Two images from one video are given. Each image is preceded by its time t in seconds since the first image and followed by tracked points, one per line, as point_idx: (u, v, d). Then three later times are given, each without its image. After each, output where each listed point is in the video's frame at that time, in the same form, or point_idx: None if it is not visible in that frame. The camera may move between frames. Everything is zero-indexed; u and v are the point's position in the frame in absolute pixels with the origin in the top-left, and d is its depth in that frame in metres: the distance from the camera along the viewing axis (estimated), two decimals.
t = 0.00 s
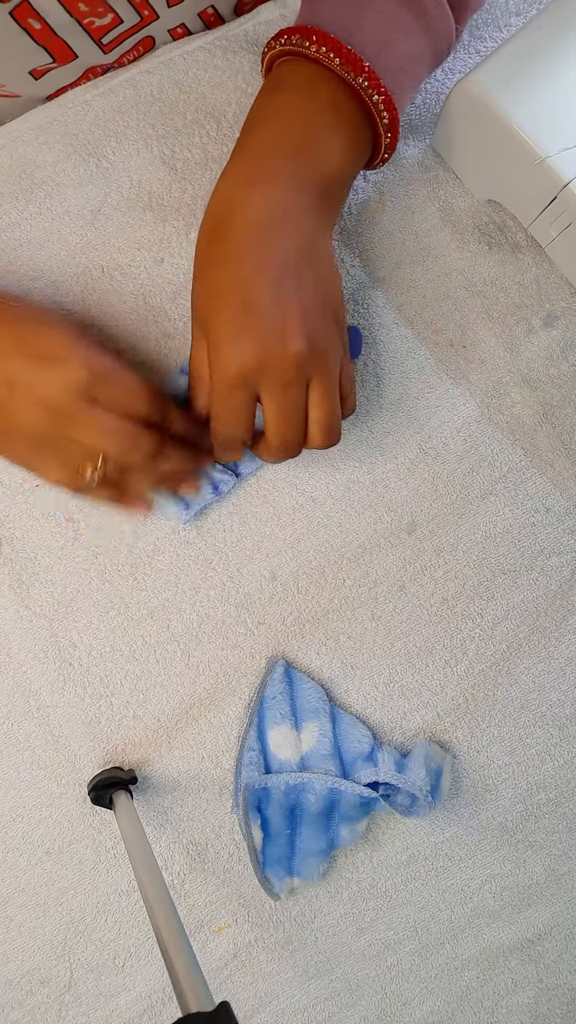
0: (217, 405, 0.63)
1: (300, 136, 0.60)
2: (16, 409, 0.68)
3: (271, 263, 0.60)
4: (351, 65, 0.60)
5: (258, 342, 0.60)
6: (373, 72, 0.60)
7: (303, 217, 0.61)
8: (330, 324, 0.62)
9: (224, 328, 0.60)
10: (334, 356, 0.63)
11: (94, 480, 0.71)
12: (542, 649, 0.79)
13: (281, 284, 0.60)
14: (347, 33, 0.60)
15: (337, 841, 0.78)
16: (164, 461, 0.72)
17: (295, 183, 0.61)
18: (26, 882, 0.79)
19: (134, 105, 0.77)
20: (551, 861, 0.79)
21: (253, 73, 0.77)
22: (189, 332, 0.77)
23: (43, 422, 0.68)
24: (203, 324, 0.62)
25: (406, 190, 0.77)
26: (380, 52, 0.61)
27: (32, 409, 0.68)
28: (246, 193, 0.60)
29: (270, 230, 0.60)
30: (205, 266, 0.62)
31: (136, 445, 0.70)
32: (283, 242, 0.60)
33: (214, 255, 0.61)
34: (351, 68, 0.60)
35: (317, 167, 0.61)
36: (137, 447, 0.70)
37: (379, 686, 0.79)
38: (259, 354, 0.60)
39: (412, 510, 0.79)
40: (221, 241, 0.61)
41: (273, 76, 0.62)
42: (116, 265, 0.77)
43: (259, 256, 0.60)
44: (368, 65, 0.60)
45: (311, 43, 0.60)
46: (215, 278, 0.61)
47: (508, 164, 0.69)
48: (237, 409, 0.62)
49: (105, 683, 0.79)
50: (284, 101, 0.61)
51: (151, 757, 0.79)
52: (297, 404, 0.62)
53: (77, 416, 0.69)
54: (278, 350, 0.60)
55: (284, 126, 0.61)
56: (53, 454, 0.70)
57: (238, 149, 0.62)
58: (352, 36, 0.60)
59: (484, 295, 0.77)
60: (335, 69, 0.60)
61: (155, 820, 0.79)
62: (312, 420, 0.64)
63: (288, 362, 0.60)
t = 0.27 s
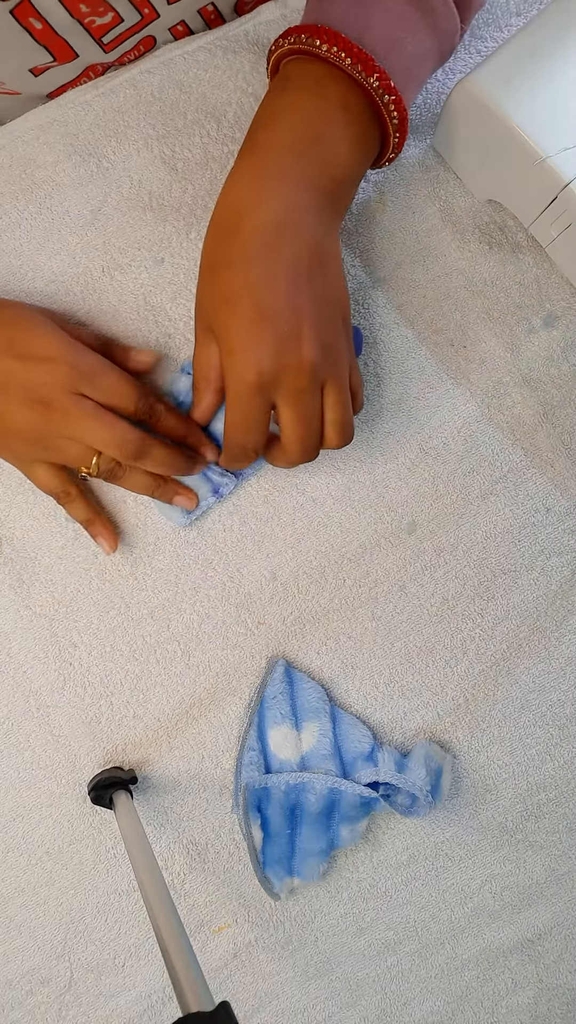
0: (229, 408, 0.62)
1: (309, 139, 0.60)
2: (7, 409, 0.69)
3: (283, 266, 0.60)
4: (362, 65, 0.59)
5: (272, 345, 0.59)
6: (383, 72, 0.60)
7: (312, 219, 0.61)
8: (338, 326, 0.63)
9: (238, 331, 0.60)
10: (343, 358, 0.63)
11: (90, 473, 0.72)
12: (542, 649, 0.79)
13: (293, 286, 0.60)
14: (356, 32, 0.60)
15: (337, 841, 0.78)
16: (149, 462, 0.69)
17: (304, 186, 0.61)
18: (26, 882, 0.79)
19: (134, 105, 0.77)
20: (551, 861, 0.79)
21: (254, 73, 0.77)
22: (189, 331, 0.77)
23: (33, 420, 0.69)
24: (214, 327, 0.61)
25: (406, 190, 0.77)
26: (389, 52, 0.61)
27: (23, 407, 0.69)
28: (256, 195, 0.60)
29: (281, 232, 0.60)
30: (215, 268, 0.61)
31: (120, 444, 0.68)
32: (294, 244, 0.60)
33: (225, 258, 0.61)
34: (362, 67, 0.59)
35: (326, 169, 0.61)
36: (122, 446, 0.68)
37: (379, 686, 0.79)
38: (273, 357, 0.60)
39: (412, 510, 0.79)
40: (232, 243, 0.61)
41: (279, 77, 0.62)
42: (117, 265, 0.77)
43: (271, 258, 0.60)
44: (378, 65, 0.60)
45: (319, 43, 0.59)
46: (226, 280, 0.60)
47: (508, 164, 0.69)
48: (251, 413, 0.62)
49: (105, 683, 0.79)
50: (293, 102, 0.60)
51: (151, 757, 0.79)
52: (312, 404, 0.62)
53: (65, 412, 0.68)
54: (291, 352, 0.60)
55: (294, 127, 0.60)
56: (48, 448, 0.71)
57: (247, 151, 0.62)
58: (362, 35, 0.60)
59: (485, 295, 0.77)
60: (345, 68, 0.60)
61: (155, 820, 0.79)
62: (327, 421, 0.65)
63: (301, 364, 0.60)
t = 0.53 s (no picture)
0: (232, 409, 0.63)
1: (310, 137, 0.60)
2: (4, 410, 0.69)
3: (283, 265, 0.60)
4: (360, 63, 0.58)
5: (274, 345, 0.60)
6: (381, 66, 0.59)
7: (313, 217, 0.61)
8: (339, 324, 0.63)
9: (240, 331, 0.60)
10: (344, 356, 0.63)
11: (88, 472, 0.72)
12: (542, 649, 0.79)
13: (294, 285, 0.60)
14: (354, 31, 0.58)
15: (337, 841, 0.78)
16: (145, 463, 0.70)
17: (304, 184, 0.61)
18: (26, 882, 0.79)
19: (134, 105, 0.77)
20: (551, 861, 0.79)
21: (253, 73, 0.77)
22: (188, 331, 0.77)
23: (30, 421, 0.69)
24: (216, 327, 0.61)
25: (406, 190, 0.77)
26: (388, 50, 0.59)
27: (19, 409, 0.69)
28: (256, 194, 0.60)
29: (281, 231, 0.60)
30: (216, 269, 0.61)
31: (116, 445, 0.68)
32: (295, 244, 0.60)
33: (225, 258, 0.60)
34: (360, 65, 0.58)
35: (326, 167, 0.61)
36: (118, 447, 0.68)
37: (379, 686, 0.79)
38: (276, 356, 0.60)
39: (412, 510, 0.79)
40: (233, 243, 0.60)
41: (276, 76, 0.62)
42: (116, 265, 0.77)
43: (272, 257, 0.60)
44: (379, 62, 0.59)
45: (318, 39, 0.58)
46: (227, 280, 0.60)
47: (508, 164, 0.69)
48: (253, 413, 0.62)
49: (105, 683, 0.79)
50: (292, 100, 0.60)
51: (151, 757, 0.79)
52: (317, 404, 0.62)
53: (60, 412, 0.69)
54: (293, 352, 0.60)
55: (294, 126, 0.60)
56: (47, 447, 0.71)
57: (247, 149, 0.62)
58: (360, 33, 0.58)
59: (484, 295, 0.77)
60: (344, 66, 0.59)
61: (155, 820, 0.79)
62: (329, 420, 0.65)
63: (303, 363, 0.60)
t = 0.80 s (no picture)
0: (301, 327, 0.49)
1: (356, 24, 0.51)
2: (5, 410, 0.69)
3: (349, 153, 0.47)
4: None
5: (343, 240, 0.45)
6: None
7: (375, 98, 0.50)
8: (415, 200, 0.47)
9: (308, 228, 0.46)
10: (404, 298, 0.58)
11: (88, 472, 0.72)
12: (542, 649, 0.79)
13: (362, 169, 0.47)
14: None
15: (337, 841, 0.78)
16: (146, 462, 0.70)
17: (365, 62, 0.50)
18: (26, 882, 0.79)
19: (133, 105, 0.77)
20: (551, 861, 0.79)
21: (253, 73, 0.77)
22: (189, 332, 0.77)
23: (31, 420, 0.69)
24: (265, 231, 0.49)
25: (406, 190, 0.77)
26: None
27: (20, 409, 0.69)
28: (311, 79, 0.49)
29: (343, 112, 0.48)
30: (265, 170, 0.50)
31: (118, 445, 0.69)
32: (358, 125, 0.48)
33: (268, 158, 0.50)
34: None
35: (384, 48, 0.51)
36: (120, 447, 0.69)
37: (379, 686, 0.79)
38: (355, 251, 0.45)
39: (412, 510, 0.79)
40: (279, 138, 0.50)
41: None
42: (116, 264, 0.77)
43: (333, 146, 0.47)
44: None
45: None
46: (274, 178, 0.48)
47: (508, 165, 0.69)
48: (338, 324, 0.47)
49: (105, 683, 0.79)
50: None
51: (151, 757, 0.79)
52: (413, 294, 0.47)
53: (62, 411, 0.69)
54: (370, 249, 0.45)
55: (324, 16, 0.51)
56: (47, 446, 0.71)
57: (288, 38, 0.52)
58: None
59: (484, 295, 0.77)
60: None
61: (155, 820, 0.79)
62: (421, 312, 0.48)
63: (381, 258, 0.45)
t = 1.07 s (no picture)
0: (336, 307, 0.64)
1: None
2: (6, 408, 0.70)
3: (364, 165, 0.59)
4: None
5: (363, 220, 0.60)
6: None
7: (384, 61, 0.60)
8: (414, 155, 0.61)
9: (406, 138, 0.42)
10: (405, 285, 0.62)
11: (88, 472, 0.73)
12: (542, 649, 0.79)
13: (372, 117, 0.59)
14: None
15: (337, 841, 0.78)
16: (146, 462, 0.70)
17: None
18: (26, 882, 0.79)
19: (133, 105, 0.77)
20: (551, 861, 0.79)
21: (253, 73, 0.77)
22: (188, 332, 0.77)
23: (32, 419, 0.70)
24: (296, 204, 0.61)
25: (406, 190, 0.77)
26: None
27: (20, 407, 0.70)
28: (332, 114, 0.59)
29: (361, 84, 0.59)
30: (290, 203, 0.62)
31: (117, 444, 0.69)
32: (371, 95, 0.59)
33: (291, 99, 0.60)
34: None
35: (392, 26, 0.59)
36: (120, 446, 0.69)
37: (379, 686, 0.79)
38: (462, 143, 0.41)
39: (412, 510, 0.79)
40: (308, 123, 0.60)
41: None
42: (116, 264, 0.77)
43: (350, 137, 0.59)
44: None
45: None
46: (299, 91, 0.60)
47: (508, 165, 0.69)
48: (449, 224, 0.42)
49: (105, 683, 0.79)
50: None
51: (151, 757, 0.79)
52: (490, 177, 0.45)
53: (63, 410, 0.70)
54: (384, 242, 0.60)
55: None
56: (48, 445, 0.72)
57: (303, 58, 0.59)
58: None
59: (484, 295, 0.77)
60: None
61: (156, 820, 0.79)
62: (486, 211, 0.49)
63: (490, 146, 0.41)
